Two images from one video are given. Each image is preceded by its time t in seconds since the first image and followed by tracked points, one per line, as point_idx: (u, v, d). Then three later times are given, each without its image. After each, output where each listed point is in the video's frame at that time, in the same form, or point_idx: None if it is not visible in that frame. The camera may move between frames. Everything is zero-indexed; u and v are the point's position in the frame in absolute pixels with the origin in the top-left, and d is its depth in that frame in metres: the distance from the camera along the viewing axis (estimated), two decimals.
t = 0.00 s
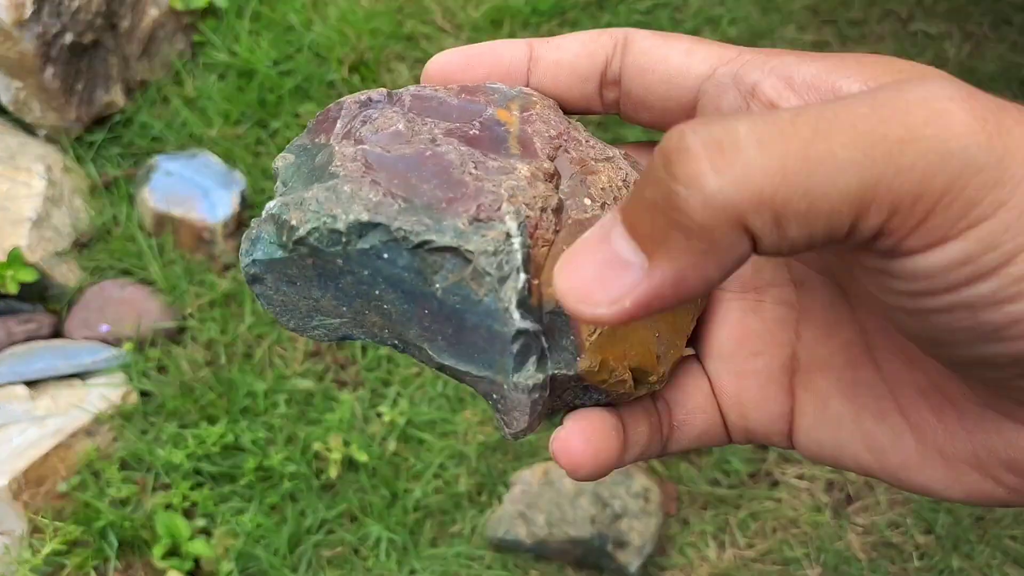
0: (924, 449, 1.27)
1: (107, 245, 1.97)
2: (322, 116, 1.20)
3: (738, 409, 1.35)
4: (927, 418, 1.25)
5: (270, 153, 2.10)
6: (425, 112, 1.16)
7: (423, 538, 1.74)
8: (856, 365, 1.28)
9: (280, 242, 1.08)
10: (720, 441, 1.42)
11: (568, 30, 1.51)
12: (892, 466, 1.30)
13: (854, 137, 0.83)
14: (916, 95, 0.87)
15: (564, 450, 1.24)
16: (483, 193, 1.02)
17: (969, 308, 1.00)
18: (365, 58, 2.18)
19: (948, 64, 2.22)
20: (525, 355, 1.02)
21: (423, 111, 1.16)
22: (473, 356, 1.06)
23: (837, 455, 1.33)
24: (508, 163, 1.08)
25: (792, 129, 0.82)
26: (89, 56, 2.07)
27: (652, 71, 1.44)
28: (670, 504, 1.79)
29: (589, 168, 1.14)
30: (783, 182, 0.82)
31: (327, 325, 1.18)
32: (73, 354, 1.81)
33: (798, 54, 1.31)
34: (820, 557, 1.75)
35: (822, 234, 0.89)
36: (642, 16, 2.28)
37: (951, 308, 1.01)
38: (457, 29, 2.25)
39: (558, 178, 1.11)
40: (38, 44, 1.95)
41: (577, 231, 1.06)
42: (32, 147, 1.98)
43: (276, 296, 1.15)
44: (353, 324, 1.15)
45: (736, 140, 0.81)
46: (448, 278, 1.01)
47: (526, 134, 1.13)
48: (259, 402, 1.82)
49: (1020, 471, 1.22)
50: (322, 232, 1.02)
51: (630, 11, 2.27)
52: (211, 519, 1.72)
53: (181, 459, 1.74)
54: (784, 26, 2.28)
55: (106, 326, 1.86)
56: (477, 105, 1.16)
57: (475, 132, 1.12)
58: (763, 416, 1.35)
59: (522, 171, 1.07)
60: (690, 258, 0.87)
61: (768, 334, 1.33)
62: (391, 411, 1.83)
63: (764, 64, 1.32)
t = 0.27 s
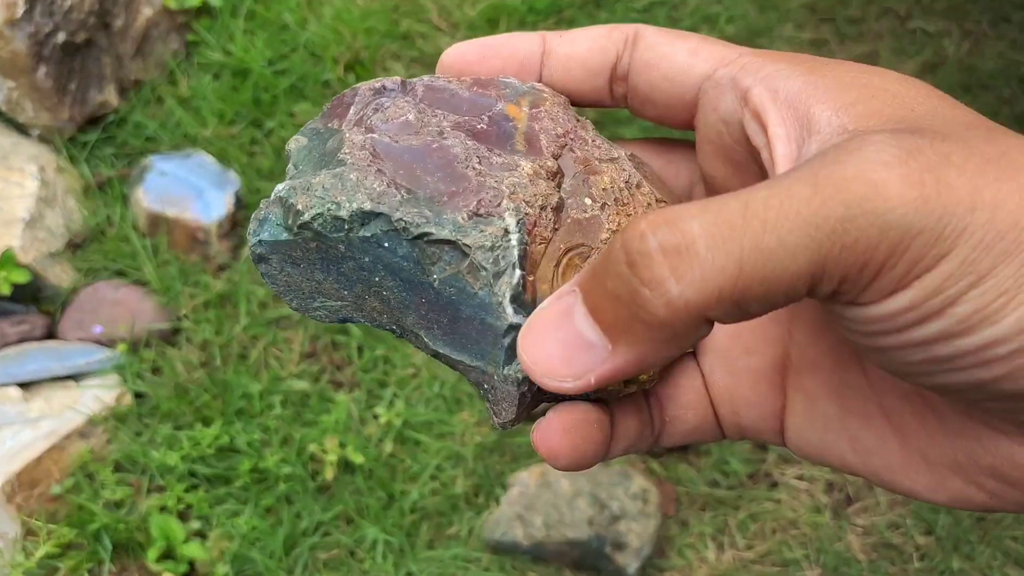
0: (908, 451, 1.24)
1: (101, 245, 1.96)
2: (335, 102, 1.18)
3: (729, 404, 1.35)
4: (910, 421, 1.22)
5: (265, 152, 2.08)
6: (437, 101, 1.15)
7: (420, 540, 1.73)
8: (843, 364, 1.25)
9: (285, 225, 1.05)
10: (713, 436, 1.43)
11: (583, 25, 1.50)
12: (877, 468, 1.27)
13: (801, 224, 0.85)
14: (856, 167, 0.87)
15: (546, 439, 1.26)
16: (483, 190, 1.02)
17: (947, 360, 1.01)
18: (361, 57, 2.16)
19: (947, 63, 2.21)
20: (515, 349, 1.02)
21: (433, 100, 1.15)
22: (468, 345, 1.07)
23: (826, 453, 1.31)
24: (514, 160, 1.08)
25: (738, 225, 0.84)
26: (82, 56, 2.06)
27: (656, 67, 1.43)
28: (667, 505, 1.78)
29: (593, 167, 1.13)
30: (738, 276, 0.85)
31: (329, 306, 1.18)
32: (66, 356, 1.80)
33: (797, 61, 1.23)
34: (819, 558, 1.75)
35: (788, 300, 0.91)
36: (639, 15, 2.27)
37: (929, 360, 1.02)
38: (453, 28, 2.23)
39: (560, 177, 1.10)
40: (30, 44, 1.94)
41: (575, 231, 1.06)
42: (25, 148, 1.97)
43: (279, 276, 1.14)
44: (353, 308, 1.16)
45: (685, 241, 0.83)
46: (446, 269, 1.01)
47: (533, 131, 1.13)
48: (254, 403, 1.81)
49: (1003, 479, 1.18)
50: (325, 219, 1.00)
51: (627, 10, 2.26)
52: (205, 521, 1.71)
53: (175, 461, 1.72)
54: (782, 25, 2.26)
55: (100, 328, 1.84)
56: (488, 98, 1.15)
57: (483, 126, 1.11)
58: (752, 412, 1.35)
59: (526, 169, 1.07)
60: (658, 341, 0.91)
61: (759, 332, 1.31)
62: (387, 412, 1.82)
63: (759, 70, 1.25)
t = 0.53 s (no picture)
0: (901, 459, 1.23)
1: (100, 248, 1.95)
2: (334, 107, 1.18)
3: (724, 410, 1.35)
4: (904, 428, 1.22)
5: (263, 155, 2.09)
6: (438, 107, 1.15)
7: (418, 543, 1.73)
8: (839, 373, 1.25)
9: (287, 231, 1.04)
10: (708, 440, 1.43)
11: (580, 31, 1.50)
12: (871, 474, 1.27)
13: (793, 240, 0.85)
14: (847, 183, 0.87)
15: (552, 445, 1.25)
16: (484, 197, 1.02)
17: (940, 373, 1.01)
18: (359, 60, 2.17)
19: (945, 65, 2.21)
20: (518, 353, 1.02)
21: (433, 105, 1.15)
22: (470, 350, 1.07)
23: (821, 460, 1.31)
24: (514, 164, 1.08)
25: (731, 241, 0.84)
26: (81, 59, 2.06)
27: (653, 75, 1.44)
28: (665, 507, 1.78)
29: (592, 172, 1.13)
30: (731, 292, 0.85)
31: (329, 312, 1.18)
32: (64, 359, 1.80)
33: (793, 69, 1.23)
34: (818, 560, 1.75)
35: (782, 316, 0.92)
36: (637, 17, 2.27)
37: (922, 373, 1.02)
38: (451, 31, 2.24)
39: (560, 181, 1.11)
40: (29, 47, 1.94)
41: (576, 235, 1.07)
42: (23, 151, 1.97)
43: (281, 282, 1.13)
44: (355, 313, 1.16)
45: (679, 260, 0.84)
46: (448, 274, 1.01)
47: (532, 135, 1.14)
48: (253, 406, 1.81)
49: (996, 488, 1.17)
50: (328, 224, 1.00)
51: (626, 12, 2.26)
52: (204, 524, 1.71)
53: (173, 464, 1.73)
54: (780, 27, 2.27)
55: (98, 331, 1.84)
56: (486, 103, 1.16)
57: (482, 131, 1.12)
58: (746, 418, 1.35)
59: (526, 174, 1.07)
60: (653, 358, 0.92)
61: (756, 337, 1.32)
62: (386, 415, 1.82)
63: (754, 79, 1.25)
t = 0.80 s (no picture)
0: (897, 457, 1.23)
1: (98, 249, 1.95)
2: (339, 107, 1.18)
3: (723, 408, 1.36)
4: (900, 426, 1.21)
5: (261, 156, 2.08)
6: (442, 106, 1.15)
7: (416, 544, 1.73)
8: (836, 370, 1.24)
9: (293, 230, 1.04)
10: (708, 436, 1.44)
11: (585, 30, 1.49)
12: (869, 472, 1.27)
13: (785, 244, 0.85)
14: (840, 186, 0.87)
15: (558, 440, 1.27)
16: (489, 194, 1.02)
17: (933, 373, 1.00)
18: (358, 60, 2.17)
19: (943, 65, 2.21)
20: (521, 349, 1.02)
21: (437, 104, 1.15)
22: (474, 345, 1.07)
23: (820, 457, 1.32)
24: (519, 162, 1.08)
25: (724, 245, 0.84)
26: (79, 60, 2.06)
27: (656, 74, 1.43)
28: (664, 508, 1.78)
29: (595, 169, 1.13)
30: (725, 294, 0.85)
31: (336, 308, 1.18)
32: (62, 360, 1.80)
33: (792, 70, 1.23)
34: (817, 561, 1.74)
35: (776, 317, 0.92)
36: (635, 17, 2.27)
37: (916, 373, 1.02)
38: (449, 32, 2.24)
39: (563, 178, 1.11)
40: (27, 48, 1.94)
41: (578, 232, 1.07)
42: (21, 152, 1.96)
43: (288, 279, 1.13)
44: (361, 309, 1.16)
45: (672, 263, 0.84)
46: (451, 271, 1.01)
47: (536, 134, 1.13)
48: (251, 407, 1.81)
49: (991, 487, 1.15)
50: (333, 223, 1.00)
51: (624, 12, 2.26)
52: (201, 525, 1.71)
53: (171, 465, 1.72)
54: (779, 27, 2.26)
55: (96, 333, 1.84)
56: (490, 102, 1.16)
57: (486, 130, 1.12)
58: (745, 416, 1.35)
59: (529, 172, 1.07)
60: (647, 357, 0.92)
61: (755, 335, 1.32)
62: (384, 415, 1.82)
63: (754, 79, 1.25)
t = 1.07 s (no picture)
0: (893, 452, 1.23)
1: (96, 251, 1.95)
2: (339, 98, 1.18)
3: (720, 403, 1.36)
4: (897, 421, 1.21)
5: (260, 157, 2.09)
6: (441, 101, 1.15)
7: (416, 545, 1.73)
8: (835, 364, 1.24)
9: (291, 225, 1.04)
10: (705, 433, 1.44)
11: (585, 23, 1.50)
12: (865, 468, 1.27)
13: (790, 210, 0.85)
14: (848, 154, 0.86)
15: (552, 433, 1.25)
16: (486, 192, 1.02)
17: (935, 355, 1.00)
18: (356, 61, 2.17)
19: (941, 65, 2.21)
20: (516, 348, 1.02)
21: (436, 98, 1.15)
22: (471, 343, 1.07)
23: (816, 453, 1.32)
24: (516, 160, 1.09)
25: (727, 210, 0.85)
26: (77, 61, 2.05)
27: (654, 66, 1.43)
28: (664, 508, 1.78)
29: (593, 166, 1.14)
30: (726, 260, 0.85)
31: (333, 303, 1.18)
32: (61, 361, 1.80)
33: (792, 62, 1.24)
34: (817, 560, 1.74)
35: (777, 290, 0.92)
36: (633, 17, 2.27)
37: (917, 354, 1.02)
38: (447, 33, 2.24)
39: (561, 176, 1.12)
40: (25, 50, 1.93)
41: (576, 231, 1.07)
42: (19, 153, 1.96)
43: (285, 274, 1.13)
44: (358, 305, 1.16)
45: (676, 228, 0.85)
46: (448, 270, 1.00)
47: (534, 129, 1.14)
48: (250, 408, 1.81)
49: (987, 482, 1.16)
50: (331, 220, 1.00)
51: (622, 13, 2.27)
52: (201, 527, 1.71)
53: (170, 467, 1.72)
54: (776, 27, 2.27)
55: (95, 334, 1.84)
56: (489, 96, 1.16)
57: (484, 126, 1.12)
58: (742, 411, 1.35)
59: (527, 169, 1.07)
60: (653, 327, 0.91)
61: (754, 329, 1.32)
62: (383, 416, 1.82)
63: (753, 71, 1.25)
